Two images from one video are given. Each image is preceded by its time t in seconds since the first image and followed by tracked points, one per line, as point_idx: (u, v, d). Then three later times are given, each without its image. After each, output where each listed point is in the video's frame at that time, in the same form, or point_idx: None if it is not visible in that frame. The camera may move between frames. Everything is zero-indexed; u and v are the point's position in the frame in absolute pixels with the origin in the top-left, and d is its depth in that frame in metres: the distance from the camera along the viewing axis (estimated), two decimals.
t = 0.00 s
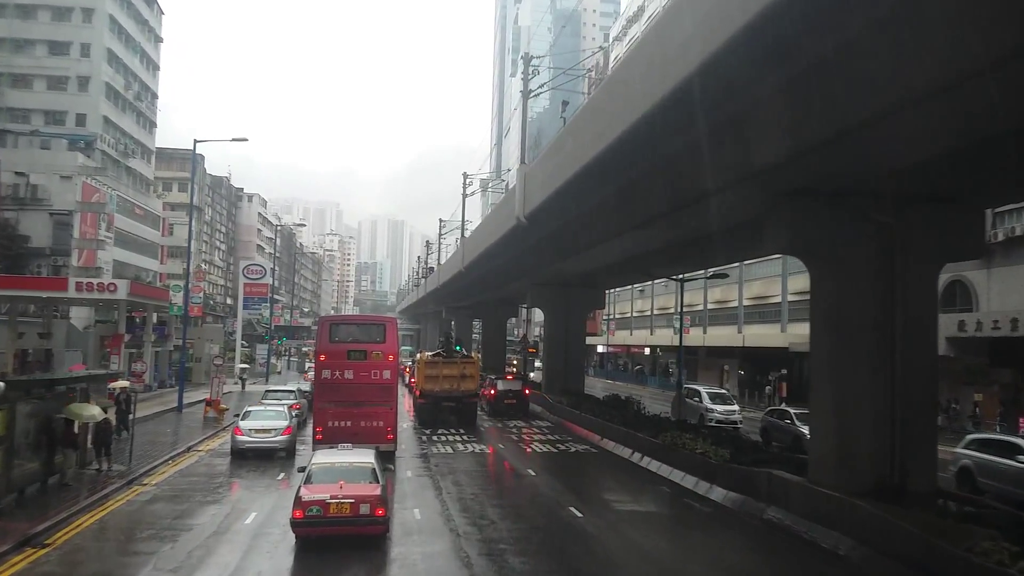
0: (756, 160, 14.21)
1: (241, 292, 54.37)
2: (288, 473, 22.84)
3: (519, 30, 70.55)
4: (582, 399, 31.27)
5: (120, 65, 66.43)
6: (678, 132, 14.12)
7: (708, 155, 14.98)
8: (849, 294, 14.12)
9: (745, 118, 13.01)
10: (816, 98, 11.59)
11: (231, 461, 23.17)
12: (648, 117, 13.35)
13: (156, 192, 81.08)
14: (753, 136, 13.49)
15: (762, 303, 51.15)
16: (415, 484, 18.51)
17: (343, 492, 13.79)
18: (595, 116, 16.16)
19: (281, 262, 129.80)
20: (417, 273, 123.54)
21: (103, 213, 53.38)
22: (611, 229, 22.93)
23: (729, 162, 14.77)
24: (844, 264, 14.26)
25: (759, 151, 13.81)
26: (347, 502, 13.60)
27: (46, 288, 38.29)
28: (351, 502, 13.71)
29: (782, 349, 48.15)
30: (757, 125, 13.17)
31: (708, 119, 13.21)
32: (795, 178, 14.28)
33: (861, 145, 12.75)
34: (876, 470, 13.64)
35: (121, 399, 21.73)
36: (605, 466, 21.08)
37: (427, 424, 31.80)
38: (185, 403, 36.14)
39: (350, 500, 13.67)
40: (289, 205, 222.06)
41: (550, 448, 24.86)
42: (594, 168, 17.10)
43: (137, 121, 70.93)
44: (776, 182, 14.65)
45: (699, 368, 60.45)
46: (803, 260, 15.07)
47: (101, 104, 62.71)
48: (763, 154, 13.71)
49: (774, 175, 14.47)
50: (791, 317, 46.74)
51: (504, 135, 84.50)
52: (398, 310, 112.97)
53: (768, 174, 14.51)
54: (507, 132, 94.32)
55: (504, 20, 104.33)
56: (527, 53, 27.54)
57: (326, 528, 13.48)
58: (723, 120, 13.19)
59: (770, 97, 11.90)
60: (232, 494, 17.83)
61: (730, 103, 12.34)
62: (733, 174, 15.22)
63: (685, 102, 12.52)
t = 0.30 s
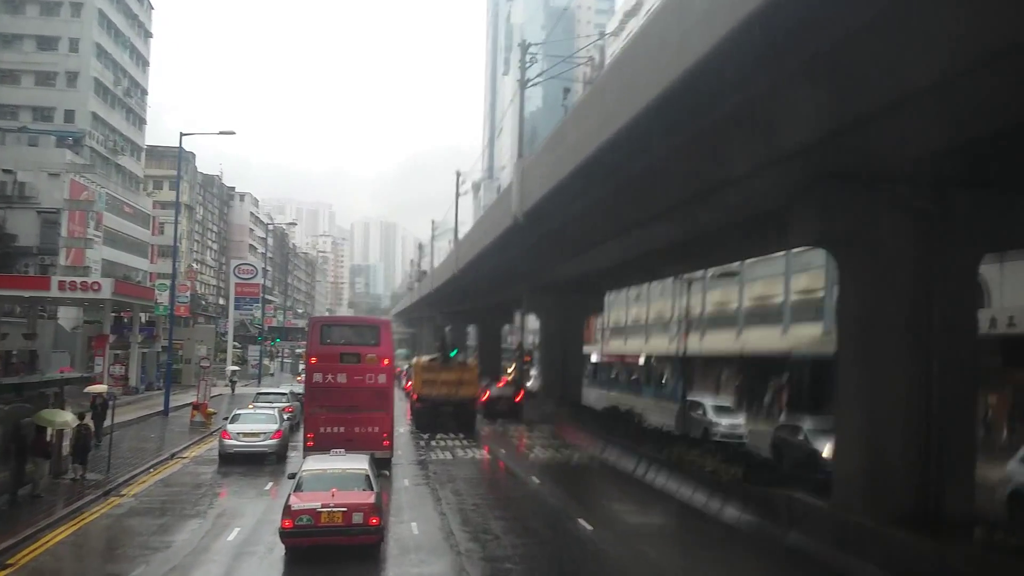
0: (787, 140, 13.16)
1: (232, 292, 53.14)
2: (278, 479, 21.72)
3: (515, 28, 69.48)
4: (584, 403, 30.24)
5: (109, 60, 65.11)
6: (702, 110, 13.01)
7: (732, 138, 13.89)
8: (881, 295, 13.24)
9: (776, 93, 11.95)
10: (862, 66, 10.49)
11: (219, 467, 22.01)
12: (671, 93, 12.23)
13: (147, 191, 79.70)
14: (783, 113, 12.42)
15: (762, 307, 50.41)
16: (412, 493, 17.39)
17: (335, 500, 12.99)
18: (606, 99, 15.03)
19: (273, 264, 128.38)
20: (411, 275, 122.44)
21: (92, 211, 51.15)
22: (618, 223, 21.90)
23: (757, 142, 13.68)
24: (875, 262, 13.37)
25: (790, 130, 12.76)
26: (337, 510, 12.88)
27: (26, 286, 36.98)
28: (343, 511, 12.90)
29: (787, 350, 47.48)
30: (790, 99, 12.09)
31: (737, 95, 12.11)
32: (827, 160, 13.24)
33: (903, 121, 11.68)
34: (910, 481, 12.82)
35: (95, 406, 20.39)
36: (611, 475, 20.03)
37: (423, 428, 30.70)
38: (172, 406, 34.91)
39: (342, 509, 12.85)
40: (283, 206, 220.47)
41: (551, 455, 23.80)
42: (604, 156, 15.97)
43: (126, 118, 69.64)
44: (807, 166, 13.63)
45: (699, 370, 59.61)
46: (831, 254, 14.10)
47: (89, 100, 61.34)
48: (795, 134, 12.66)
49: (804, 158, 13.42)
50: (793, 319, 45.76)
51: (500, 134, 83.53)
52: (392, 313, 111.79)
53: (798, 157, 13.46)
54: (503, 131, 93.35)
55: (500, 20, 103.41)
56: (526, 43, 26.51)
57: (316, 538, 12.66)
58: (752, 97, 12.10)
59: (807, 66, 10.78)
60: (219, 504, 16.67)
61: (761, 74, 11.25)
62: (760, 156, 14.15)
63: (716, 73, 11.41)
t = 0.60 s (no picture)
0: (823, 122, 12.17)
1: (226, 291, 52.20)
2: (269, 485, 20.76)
3: (514, 23, 68.54)
4: (588, 403, 29.24)
5: (102, 56, 64.01)
6: (729, 89, 12.01)
7: (761, 121, 12.90)
8: (925, 290, 12.20)
9: (812, 70, 10.94)
10: (910, 43, 9.47)
11: (208, 472, 21.04)
12: (697, 70, 11.23)
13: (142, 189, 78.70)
14: (819, 95, 11.39)
15: (772, 302, 49.69)
16: (408, 503, 16.34)
17: (327, 508, 12.35)
18: (622, 82, 14.08)
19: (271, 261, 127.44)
20: (409, 273, 121.56)
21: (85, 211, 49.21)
22: (626, 218, 20.92)
23: (789, 126, 12.68)
24: (917, 253, 12.34)
25: (826, 113, 11.77)
26: (331, 517, 12.25)
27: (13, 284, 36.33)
28: (335, 517, 12.24)
29: (794, 348, 46.69)
30: (827, 77, 11.08)
31: (770, 73, 11.10)
32: (867, 144, 12.24)
33: (950, 107, 10.66)
34: (958, 494, 11.81)
35: (77, 409, 19.46)
36: (621, 479, 19.01)
37: (422, 430, 29.81)
38: (162, 408, 33.93)
39: (333, 515, 12.18)
40: (281, 204, 219.33)
41: (557, 457, 22.87)
42: (619, 142, 15.00)
43: (120, 115, 68.60)
44: (844, 150, 12.65)
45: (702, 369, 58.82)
46: (867, 245, 13.13)
47: (82, 96, 60.34)
48: (832, 117, 11.67)
49: (840, 142, 12.42)
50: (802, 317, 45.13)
51: (500, 131, 82.71)
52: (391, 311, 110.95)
53: (833, 141, 12.46)
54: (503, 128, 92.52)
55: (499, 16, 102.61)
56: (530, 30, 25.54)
57: (308, 547, 12.01)
58: (785, 74, 11.09)
59: (849, 41, 9.77)
60: (206, 514, 15.69)
61: (797, 49, 10.24)
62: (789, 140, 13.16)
63: (748, 49, 10.40)
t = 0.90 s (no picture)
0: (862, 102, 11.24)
1: (223, 289, 51.34)
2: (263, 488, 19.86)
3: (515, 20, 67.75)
4: (595, 405, 28.30)
5: (97, 50, 63.02)
6: (760, 67, 11.08)
7: (793, 102, 11.97)
8: (969, 284, 11.37)
9: (853, 45, 9.99)
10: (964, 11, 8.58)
11: (199, 475, 20.14)
12: (725, 47, 10.29)
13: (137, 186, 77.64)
14: (860, 74, 10.45)
15: (777, 301, 48.89)
16: (410, 511, 15.39)
17: (323, 513, 11.67)
18: (640, 61, 13.18)
19: (269, 261, 126.40)
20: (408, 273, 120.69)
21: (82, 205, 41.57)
22: (637, 211, 20.05)
23: (824, 108, 11.74)
24: (959, 245, 11.51)
25: (864, 94, 10.88)
26: (328, 520, 11.70)
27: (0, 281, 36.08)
28: (331, 524, 11.52)
29: (800, 348, 45.87)
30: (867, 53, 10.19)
31: (807, 50, 10.15)
32: (910, 127, 11.32)
33: (1004, 87, 9.76)
34: (1003, 504, 10.99)
35: (59, 411, 18.55)
36: (631, 486, 18.11)
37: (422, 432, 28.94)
38: (153, 410, 32.94)
39: (330, 522, 11.47)
40: (279, 204, 218.24)
41: (562, 460, 21.98)
42: (636, 129, 14.09)
43: (115, 110, 67.62)
44: (881, 133, 11.78)
45: (706, 369, 58.04)
46: (906, 236, 12.22)
47: (76, 91, 59.33)
48: (871, 98, 10.77)
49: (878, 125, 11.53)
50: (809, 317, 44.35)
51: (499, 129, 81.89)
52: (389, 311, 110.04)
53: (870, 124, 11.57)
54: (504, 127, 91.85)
55: (499, 14, 101.84)
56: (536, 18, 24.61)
57: (302, 553, 11.36)
58: (824, 51, 10.15)
59: (899, 11, 8.81)
60: (195, 521, 14.77)
61: (838, 21, 9.29)
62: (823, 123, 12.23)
63: (786, 23, 9.44)
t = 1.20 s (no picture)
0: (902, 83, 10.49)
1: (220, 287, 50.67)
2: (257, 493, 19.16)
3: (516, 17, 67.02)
4: (601, 406, 27.56)
5: (94, 46, 62.15)
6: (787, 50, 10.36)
7: (822, 89, 11.21)
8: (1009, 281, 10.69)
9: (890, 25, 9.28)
10: None
11: (193, 478, 19.43)
12: (753, 31, 9.53)
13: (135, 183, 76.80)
14: (895, 56, 9.75)
15: (782, 300, 48.19)
16: (411, 520, 14.62)
17: (320, 517, 11.24)
18: (656, 45, 12.46)
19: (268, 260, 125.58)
20: (407, 272, 119.99)
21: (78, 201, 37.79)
22: (647, 206, 19.31)
23: (860, 91, 10.95)
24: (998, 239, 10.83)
25: (898, 77, 10.17)
26: (325, 524, 11.25)
27: None
28: (329, 529, 11.16)
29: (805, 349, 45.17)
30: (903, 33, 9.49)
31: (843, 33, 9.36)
32: (952, 112, 10.59)
33: None
34: None
35: (39, 413, 17.85)
36: (641, 493, 17.33)
37: (422, 432, 28.21)
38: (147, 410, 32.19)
39: (328, 526, 11.10)
40: (278, 203, 217.39)
41: (568, 464, 21.26)
42: (652, 116, 13.33)
43: (112, 107, 66.77)
44: (914, 120, 11.09)
45: (708, 369, 57.34)
46: (941, 229, 11.53)
47: (72, 87, 58.48)
48: (906, 81, 10.06)
49: (911, 110, 10.85)
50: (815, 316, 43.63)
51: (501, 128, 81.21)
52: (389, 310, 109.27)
53: (902, 109, 10.88)
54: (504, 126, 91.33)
55: (500, 12, 100.97)
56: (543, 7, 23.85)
57: (299, 562, 10.88)
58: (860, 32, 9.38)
59: None
60: (186, 530, 14.06)
61: None
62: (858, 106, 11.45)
63: (824, 3, 8.62)
